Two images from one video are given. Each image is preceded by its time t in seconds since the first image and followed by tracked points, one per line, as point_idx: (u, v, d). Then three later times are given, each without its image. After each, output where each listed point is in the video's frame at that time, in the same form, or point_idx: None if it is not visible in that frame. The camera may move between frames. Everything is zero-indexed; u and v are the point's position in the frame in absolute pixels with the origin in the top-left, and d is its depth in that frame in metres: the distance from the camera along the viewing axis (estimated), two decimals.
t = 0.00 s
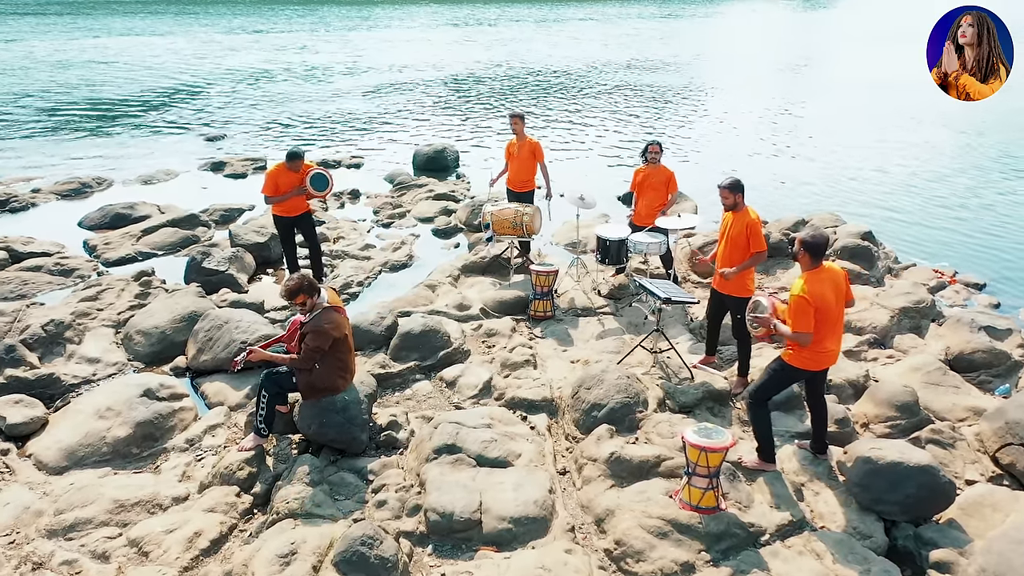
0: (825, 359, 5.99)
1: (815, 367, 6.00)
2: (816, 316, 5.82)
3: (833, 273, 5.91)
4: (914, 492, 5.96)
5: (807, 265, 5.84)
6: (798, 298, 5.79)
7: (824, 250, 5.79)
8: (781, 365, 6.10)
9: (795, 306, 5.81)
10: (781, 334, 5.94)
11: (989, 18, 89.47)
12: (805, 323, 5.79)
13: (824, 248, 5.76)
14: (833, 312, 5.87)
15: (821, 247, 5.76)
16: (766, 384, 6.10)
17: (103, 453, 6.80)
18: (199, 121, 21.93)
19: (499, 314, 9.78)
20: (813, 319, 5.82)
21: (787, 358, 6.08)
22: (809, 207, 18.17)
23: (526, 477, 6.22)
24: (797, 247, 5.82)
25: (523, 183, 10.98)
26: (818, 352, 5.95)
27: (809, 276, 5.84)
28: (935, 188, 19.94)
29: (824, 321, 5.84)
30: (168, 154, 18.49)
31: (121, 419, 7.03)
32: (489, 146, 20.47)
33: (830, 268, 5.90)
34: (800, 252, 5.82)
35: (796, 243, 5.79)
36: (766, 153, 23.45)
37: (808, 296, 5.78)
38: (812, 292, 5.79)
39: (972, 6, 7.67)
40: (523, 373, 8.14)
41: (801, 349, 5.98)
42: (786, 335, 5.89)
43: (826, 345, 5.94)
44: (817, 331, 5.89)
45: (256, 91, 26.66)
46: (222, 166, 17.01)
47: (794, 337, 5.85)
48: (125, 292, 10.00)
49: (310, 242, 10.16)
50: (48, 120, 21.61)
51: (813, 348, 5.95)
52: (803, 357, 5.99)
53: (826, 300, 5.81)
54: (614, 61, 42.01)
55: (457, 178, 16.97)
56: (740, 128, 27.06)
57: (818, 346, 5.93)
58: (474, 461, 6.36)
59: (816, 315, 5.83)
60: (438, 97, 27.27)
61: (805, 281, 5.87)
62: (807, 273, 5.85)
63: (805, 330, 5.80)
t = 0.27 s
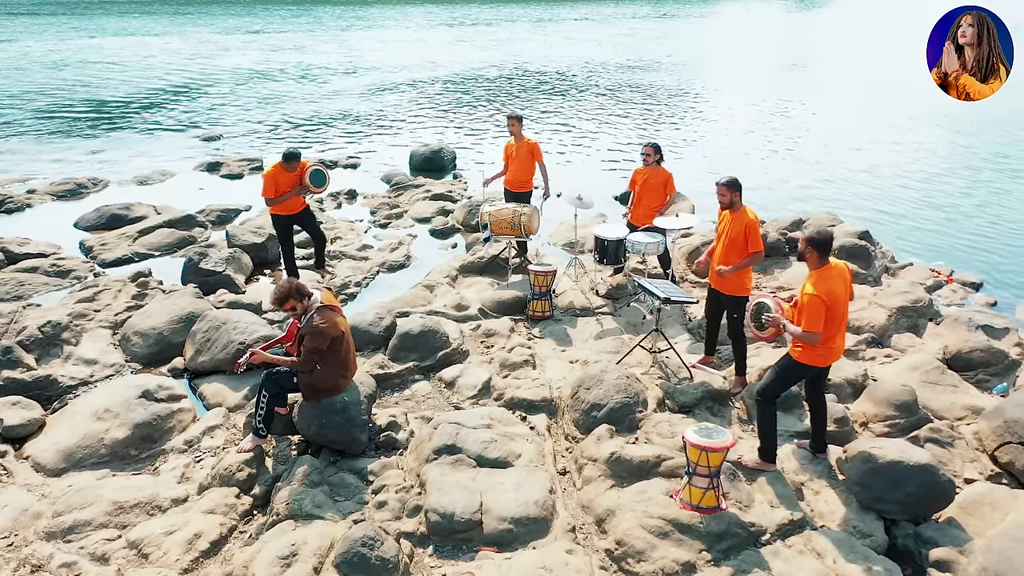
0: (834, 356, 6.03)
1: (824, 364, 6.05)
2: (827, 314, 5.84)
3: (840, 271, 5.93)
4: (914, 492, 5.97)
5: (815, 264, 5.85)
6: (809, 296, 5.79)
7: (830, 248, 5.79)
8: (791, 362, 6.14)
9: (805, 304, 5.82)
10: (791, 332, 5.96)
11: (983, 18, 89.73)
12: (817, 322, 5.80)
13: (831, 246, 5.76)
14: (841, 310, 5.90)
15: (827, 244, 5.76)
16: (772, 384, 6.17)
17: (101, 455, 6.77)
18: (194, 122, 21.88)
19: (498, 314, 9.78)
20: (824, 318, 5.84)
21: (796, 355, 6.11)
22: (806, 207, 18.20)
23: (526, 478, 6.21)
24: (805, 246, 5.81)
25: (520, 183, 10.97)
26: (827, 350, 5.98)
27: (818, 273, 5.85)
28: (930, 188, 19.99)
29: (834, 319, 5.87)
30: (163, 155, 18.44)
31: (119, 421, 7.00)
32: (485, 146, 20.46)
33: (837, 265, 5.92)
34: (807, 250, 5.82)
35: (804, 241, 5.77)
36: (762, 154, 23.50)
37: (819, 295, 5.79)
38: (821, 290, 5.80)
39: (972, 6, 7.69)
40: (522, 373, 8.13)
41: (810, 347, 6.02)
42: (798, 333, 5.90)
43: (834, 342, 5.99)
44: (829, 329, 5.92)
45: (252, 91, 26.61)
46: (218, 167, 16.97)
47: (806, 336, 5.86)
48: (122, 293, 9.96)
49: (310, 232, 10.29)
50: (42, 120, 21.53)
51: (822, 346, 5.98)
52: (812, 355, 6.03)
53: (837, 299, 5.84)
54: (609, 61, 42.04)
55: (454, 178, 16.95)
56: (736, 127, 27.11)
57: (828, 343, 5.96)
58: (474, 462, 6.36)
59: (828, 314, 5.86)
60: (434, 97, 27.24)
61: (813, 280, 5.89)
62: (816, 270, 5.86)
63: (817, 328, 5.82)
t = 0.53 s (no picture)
0: (837, 350, 6.11)
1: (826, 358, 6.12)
2: (833, 307, 5.91)
3: (843, 264, 6.02)
4: (912, 490, 5.99)
5: (821, 258, 5.92)
6: (817, 289, 5.86)
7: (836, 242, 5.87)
8: (796, 358, 6.19)
9: (813, 297, 5.88)
10: (799, 326, 6.00)
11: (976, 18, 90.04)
12: (825, 314, 5.86)
13: (837, 240, 5.83)
14: (844, 304, 5.99)
15: (834, 238, 5.83)
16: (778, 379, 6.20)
17: (98, 457, 6.74)
18: (188, 122, 21.80)
19: (494, 314, 9.77)
20: (830, 311, 5.91)
21: (800, 351, 6.17)
22: (800, 207, 18.24)
23: (525, 478, 6.21)
24: (812, 239, 5.87)
25: (518, 183, 10.99)
26: (831, 344, 6.05)
27: (824, 267, 5.92)
28: (924, 188, 20.06)
29: (840, 312, 5.94)
30: (157, 155, 18.38)
31: (116, 422, 6.97)
32: (480, 146, 20.45)
33: (841, 260, 6.02)
34: (814, 244, 5.88)
35: (811, 234, 5.83)
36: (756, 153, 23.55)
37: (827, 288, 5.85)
38: (828, 284, 5.88)
39: (972, 5, 7.70)
40: (519, 372, 8.13)
41: (816, 341, 6.06)
42: (805, 326, 5.95)
43: (838, 335, 6.05)
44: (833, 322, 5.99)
45: (246, 91, 26.55)
46: (213, 167, 16.93)
47: (814, 329, 5.91)
48: (117, 294, 9.91)
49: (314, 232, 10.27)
50: (35, 121, 21.43)
51: (827, 339, 6.05)
52: (816, 349, 6.09)
53: (840, 291, 5.91)
54: (604, 61, 42.05)
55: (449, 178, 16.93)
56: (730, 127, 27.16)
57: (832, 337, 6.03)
58: (473, 462, 6.35)
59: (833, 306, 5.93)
60: (428, 97, 27.22)
61: (819, 273, 5.95)
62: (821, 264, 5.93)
63: (825, 321, 5.87)
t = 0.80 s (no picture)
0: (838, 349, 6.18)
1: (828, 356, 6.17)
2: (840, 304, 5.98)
3: (847, 263, 6.09)
4: (910, 488, 6.00)
5: (830, 256, 5.97)
6: (827, 285, 5.92)
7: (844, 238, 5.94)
8: (797, 356, 6.21)
9: (823, 293, 5.93)
10: (807, 322, 6.04)
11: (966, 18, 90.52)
12: (834, 311, 5.92)
13: (846, 237, 5.91)
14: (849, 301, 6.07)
15: (843, 235, 5.90)
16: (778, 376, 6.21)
17: (93, 460, 6.69)
18: (180, 122, 21.69)
19: (490, 314, 9.76)
20: (838, 308, 5.97)
21: (802, 349, 6.20)
22: (793, 206, 18.29)
23: (524, 478, 6.19)
24: (822, 235, 5.93)
25: (514, 183, 10.96)
26: (835, 342, 6.10)
27: (830, 265, 5.99)
28: (916, 187, 20.14)
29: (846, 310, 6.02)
30: (149, 156, 18.28)
31: (111, 425, 6.93)
32: (474, 146, 20.43)
33: (846, 258, 6.09)
34: (823, 240, 5.94)
35: (822, 232, 5.88)
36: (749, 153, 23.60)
37: (836, 284, 5.92)
38: (837, 281, 5.94)
39: (972, 6, 7.71)
40: (516, 373, 8.11)
41: (820, 338, 6.10)
42: (814, 323, 5.99)
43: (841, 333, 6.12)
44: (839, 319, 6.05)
45: (238, 91, 26.44)
46: (205, 168, 16.84)
47: (822, 325, 5.96)
48: (110, 295, 9.85)
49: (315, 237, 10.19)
50: (24, 121, 21.27)
51: (831, 337, 6.11)
52: (820, 347, 6.13)
53: (847, 289, 5.98)
54: (596, 61, 42.08)
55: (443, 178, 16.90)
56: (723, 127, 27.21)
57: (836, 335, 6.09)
58: (471, 462, 6.33)
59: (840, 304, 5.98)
60: (421, 97, 27.17)
61: (827, 270, 6.01)
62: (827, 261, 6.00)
63: (834, 317, 5.93)
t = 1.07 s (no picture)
0: (838, 346, 6.16)
1: (826, 353, 6.16)
2: (838, 297, 5.99)
3: (847, 259, 6.12)
4: (909, 487, 6.01)
5: (828, 249, 6.02)
6: (824, 277, 5.93)
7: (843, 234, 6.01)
8: (797, 355, 6.22)
9: (819, 285, 5.93)
10: (805, 316, 6.03)
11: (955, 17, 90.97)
12: (832, 303, 5.92)
13: (843, 232, 5.97)
14: (848, 297, 6.07)
15: (840, 229, 5.97)
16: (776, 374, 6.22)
17: (88, 463, 6.64)
18: (172, 123, 21.60)
19: (487, 315, 9.74)
20: (835, 301, 5.97)
21: (803, 347, 6.20)
22: (786, 206, 18.33)
23: (523, 479, 6.17)
24: (820, 228, 5.98)
25: (510, 183, 10.97)
26: (834, 338, 6.08)
27: (829, 259, 6.01)
28: (908, 187, 20.21)
29: (844, 303, 6.02)
30: (141, 156, 18.19)
31: (106, 428, 6.87)
32: (468, 146, 20.40)
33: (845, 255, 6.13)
34: (820, 234, 5.99)
35: (820, 224, 5.94)
36: (742, 153, 23.65)
37: (833, 276, 5.94)
38: (835, 274, 5.95)
39: (972, 6, 7.68)
40: (514, 373, 8.09)
41: (818, 334, 6.09)
42: (811, 315, 5.98)
43: (840, 330, 6.10)
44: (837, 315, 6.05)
45: (230, 91, 26.33)
46: (198, 169, 16.77)
47: (820, 318, 5.95)
48: (104, 297, 9.78)
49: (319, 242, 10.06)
50: (15, 122, 21.14)
51: (830, 333, 6.09)
52: (818, 343, 6.12)
53: (845, 283, 6.00)
54: (589, 61, 42.10)
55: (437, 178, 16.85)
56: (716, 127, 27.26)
57: (834, 331, 6.08)
58: (470, 464, 6.31)
59: (837, 298, 5.99)
60: (415, 97, 27.12)
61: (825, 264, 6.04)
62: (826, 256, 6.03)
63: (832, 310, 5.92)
